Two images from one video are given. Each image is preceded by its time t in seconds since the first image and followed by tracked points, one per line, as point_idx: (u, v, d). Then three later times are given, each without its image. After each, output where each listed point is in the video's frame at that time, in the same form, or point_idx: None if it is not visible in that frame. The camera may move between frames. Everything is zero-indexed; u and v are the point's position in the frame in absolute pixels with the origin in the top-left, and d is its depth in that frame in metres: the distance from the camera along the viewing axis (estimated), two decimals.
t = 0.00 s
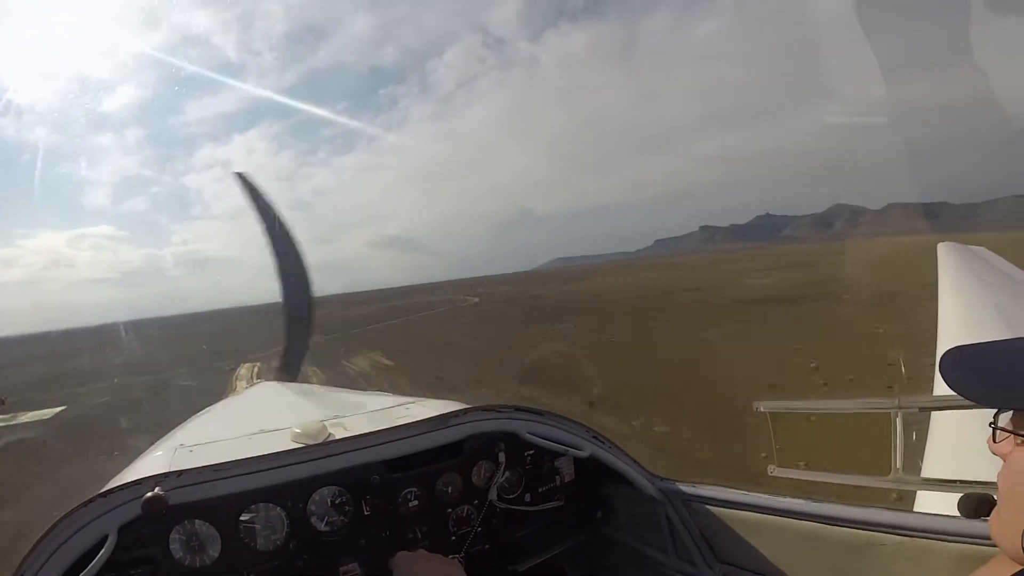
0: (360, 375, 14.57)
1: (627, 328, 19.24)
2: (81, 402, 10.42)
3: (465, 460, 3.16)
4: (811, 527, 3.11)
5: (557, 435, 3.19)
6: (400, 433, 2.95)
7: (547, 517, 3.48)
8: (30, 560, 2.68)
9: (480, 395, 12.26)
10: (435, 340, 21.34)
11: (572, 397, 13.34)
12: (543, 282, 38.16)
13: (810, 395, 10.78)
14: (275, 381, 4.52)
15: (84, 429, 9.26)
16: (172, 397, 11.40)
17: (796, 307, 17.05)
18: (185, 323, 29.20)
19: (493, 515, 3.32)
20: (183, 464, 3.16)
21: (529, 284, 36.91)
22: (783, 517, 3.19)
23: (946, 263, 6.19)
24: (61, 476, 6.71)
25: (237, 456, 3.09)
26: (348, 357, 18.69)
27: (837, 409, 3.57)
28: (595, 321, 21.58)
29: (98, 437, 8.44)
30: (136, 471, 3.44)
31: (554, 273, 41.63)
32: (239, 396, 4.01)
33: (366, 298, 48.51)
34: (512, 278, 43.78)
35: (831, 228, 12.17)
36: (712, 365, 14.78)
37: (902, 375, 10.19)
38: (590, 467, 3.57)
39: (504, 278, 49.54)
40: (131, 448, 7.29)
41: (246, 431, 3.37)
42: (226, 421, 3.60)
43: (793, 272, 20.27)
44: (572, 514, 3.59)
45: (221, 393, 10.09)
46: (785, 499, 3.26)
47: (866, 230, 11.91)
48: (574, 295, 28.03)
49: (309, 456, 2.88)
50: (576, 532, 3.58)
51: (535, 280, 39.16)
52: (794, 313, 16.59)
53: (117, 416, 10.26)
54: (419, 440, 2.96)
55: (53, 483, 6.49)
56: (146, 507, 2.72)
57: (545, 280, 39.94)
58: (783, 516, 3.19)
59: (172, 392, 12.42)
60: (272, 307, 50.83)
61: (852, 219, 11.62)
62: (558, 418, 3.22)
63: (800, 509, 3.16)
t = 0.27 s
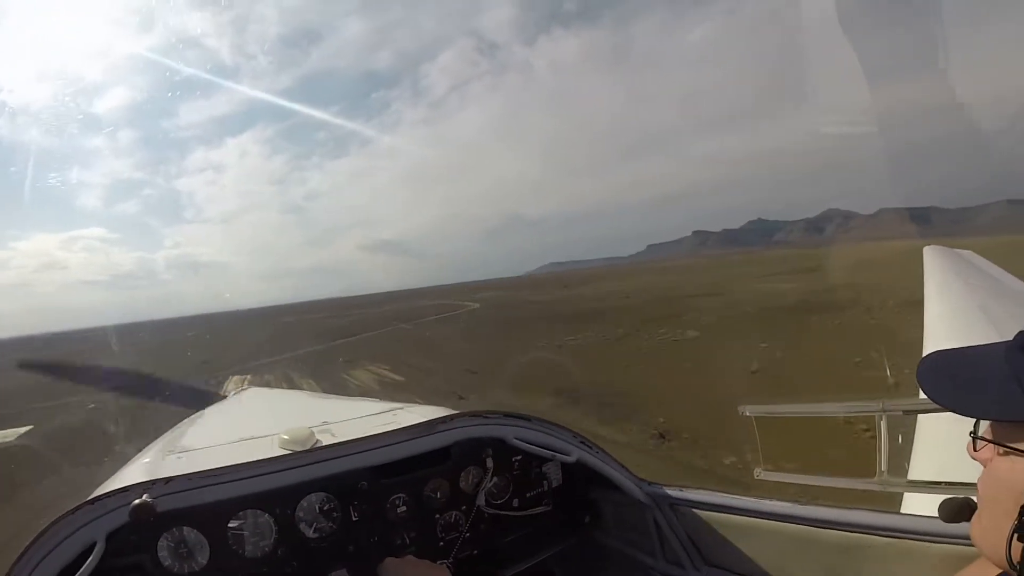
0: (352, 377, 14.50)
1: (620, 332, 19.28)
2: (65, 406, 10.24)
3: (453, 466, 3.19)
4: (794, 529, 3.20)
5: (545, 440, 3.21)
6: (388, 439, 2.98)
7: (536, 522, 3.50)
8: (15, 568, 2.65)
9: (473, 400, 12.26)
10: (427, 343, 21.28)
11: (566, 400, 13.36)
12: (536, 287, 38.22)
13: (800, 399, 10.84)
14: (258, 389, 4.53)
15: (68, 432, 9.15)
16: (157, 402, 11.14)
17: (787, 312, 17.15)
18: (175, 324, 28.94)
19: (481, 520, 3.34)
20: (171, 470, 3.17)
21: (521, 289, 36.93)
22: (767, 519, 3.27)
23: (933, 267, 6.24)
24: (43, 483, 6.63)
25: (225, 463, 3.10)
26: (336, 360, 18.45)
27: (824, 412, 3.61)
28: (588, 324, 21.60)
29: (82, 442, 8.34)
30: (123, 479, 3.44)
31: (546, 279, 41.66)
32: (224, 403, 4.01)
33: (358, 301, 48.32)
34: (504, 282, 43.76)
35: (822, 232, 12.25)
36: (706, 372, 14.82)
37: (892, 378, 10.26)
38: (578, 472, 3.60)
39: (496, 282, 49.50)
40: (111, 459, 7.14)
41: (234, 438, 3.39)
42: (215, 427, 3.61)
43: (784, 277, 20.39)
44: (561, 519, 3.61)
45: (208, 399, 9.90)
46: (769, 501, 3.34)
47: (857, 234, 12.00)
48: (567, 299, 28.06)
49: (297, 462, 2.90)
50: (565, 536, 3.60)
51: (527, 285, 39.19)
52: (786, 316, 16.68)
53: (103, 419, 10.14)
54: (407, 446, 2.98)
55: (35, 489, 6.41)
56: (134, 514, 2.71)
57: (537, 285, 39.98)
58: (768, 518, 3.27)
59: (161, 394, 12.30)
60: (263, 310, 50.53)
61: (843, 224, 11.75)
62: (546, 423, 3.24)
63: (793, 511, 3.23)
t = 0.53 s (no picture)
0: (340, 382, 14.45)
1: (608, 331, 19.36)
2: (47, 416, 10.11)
3: (432, 471, 3.20)
4: (773, 527, 3.20)
5: (523, 444, 3.24)
6: (365, 446, 2.99)
7: (516, 525, 3.53)
8: None
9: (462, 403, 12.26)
10: (416, 346, 21.27)
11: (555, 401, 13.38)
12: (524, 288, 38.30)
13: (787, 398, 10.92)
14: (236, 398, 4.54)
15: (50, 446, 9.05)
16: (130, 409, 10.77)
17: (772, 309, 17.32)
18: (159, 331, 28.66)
19: (462, 525, 3.37)
20: (148, 480, 3.16)
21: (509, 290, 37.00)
22: (748, 519, 3.27)
23: (910, 264, 6.33)
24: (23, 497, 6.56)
25: (203, 472, 3.10)
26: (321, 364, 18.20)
27: (800, 412, 3.64)
28: (576, 325, 21.67)
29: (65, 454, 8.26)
30: (101, 491, 3.42)
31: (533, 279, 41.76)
32: (202, 412, 4.01)
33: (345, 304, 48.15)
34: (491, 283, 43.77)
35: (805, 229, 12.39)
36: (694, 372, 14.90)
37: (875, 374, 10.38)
38: (558, 475, 3.63)
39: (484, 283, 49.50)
40: (74, 472, 6.87)
41: (211, 446, 3.39)
42: (193, 436, 3.60)
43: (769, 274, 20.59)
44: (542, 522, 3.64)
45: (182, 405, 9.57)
46: (749, 501, 3.32)
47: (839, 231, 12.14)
48: (555, 300, 28.15)
49: (274, 470, 2.90)
50: (547, 539, 3.63)
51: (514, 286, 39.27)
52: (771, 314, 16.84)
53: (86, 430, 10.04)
54: (385, 453, 3.00)
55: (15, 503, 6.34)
56: (111, 524, 2.64)
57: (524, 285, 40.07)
58: (748, 518, 3.26)
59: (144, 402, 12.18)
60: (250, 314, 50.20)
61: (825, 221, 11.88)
62: (524, 428, 3.26)
63: (772, 511, 3.22)
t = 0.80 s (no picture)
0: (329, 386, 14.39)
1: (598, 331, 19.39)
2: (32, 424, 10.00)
3: (415, 476, 3.22)
4: (757, 527, 3.21)
5: (506, 448, 3.26)
6: (348, 451, 3.01)
7: (500, 529, 3.55)
8: None
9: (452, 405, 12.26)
10: (407, 349, 21.21)
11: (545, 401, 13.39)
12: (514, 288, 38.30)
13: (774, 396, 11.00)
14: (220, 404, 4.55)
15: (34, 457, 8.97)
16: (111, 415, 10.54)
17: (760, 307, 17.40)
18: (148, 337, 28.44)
19: (446, 529, 3.39)
20: (131, 487, 3.17)
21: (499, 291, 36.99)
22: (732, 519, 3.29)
23: (892, 264, 6.39)
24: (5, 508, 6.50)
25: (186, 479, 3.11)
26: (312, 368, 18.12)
27: (782, 412, 3.68)
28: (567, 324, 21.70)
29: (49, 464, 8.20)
30: (83, 499, 3.41)
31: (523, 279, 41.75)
32: (185, 419, 4.01)
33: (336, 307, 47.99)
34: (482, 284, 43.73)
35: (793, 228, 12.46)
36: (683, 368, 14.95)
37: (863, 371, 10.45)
38: (542, 478, 3.65)
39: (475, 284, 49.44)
40: (48, 483, 6.72)
41: (195, 453, 3.39)
42: (176, 443, 3.60)
43: (758, 272, 20.68)
44: (526, 525, 3.66)
45: (164, 412, 9.43)
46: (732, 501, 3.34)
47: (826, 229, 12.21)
48: (545, 300, 28.16)
49: (257, 476, 2.91)
50: (532, 542, 3.64)
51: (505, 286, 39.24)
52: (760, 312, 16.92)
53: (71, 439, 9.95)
54: (368, 457, 3.02)
55: None
56: (94, 533, 2.63)
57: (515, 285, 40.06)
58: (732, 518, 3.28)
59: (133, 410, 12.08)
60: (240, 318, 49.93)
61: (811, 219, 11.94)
62: (507, 431, 3.29)
63: (755, 511, 3.23)
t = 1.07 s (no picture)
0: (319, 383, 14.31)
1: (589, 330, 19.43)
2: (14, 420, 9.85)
3: (400, 475, 3.23)
4: (743, 529, 3.26)
5: (492, 448, 3.28)
6: (334, 449, 3.02)
7: (486, 530, 3.56)
8: None
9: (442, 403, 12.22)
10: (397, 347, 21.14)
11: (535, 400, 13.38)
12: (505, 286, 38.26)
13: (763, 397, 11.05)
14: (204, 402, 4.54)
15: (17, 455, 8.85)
16: (90, 411, 10.33)
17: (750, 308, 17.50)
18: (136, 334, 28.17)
19: (430, 529, 3.39)
20: (113, 484, 3.15)
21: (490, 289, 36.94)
22: (717, 521, 3.33)
23: (877, 269, 6.46)
24: None
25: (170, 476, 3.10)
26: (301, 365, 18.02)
27: (765, 415, 3.72)
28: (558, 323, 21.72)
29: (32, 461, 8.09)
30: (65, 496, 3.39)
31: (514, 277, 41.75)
32: (169, 417, 3.99)
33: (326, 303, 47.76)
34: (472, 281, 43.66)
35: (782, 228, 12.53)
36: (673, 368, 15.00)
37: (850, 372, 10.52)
38: (528, 479, 3.66)
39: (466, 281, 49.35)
40: (28, 480, 6.63)
41: (178, 450, 3.39)
42: (160, 441, 3.59)
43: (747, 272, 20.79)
44: (512, 526, 3.67)
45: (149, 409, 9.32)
46: (717, 503, 3.40)
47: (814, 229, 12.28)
48: (536, 298, 28.15)
49: (242, 473, 2.91)
50: (517, 543, 3.65)
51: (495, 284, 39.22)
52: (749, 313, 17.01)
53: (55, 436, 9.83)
54: (353, 456, 3.03)
55: None
56: (76, 530, 2.62)
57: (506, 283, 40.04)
58: (718, 520, 3.33)
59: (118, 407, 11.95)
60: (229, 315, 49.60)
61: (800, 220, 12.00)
62: (493, 431, 3.30)
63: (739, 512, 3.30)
